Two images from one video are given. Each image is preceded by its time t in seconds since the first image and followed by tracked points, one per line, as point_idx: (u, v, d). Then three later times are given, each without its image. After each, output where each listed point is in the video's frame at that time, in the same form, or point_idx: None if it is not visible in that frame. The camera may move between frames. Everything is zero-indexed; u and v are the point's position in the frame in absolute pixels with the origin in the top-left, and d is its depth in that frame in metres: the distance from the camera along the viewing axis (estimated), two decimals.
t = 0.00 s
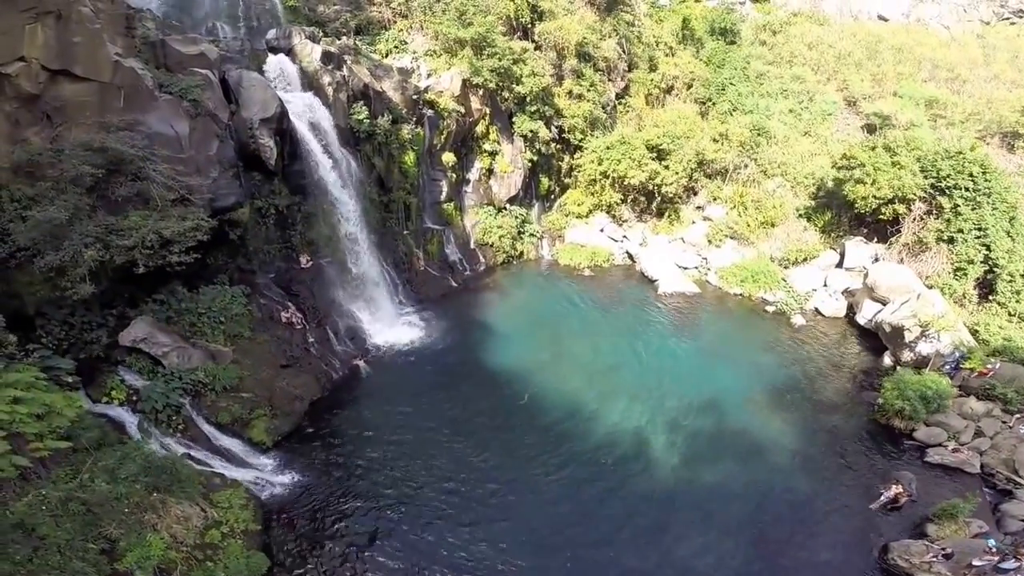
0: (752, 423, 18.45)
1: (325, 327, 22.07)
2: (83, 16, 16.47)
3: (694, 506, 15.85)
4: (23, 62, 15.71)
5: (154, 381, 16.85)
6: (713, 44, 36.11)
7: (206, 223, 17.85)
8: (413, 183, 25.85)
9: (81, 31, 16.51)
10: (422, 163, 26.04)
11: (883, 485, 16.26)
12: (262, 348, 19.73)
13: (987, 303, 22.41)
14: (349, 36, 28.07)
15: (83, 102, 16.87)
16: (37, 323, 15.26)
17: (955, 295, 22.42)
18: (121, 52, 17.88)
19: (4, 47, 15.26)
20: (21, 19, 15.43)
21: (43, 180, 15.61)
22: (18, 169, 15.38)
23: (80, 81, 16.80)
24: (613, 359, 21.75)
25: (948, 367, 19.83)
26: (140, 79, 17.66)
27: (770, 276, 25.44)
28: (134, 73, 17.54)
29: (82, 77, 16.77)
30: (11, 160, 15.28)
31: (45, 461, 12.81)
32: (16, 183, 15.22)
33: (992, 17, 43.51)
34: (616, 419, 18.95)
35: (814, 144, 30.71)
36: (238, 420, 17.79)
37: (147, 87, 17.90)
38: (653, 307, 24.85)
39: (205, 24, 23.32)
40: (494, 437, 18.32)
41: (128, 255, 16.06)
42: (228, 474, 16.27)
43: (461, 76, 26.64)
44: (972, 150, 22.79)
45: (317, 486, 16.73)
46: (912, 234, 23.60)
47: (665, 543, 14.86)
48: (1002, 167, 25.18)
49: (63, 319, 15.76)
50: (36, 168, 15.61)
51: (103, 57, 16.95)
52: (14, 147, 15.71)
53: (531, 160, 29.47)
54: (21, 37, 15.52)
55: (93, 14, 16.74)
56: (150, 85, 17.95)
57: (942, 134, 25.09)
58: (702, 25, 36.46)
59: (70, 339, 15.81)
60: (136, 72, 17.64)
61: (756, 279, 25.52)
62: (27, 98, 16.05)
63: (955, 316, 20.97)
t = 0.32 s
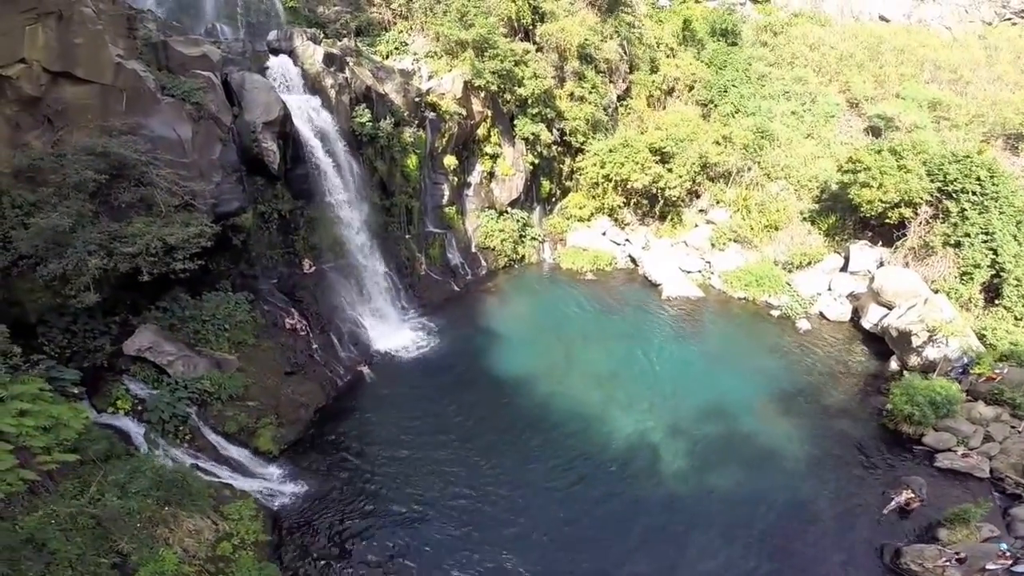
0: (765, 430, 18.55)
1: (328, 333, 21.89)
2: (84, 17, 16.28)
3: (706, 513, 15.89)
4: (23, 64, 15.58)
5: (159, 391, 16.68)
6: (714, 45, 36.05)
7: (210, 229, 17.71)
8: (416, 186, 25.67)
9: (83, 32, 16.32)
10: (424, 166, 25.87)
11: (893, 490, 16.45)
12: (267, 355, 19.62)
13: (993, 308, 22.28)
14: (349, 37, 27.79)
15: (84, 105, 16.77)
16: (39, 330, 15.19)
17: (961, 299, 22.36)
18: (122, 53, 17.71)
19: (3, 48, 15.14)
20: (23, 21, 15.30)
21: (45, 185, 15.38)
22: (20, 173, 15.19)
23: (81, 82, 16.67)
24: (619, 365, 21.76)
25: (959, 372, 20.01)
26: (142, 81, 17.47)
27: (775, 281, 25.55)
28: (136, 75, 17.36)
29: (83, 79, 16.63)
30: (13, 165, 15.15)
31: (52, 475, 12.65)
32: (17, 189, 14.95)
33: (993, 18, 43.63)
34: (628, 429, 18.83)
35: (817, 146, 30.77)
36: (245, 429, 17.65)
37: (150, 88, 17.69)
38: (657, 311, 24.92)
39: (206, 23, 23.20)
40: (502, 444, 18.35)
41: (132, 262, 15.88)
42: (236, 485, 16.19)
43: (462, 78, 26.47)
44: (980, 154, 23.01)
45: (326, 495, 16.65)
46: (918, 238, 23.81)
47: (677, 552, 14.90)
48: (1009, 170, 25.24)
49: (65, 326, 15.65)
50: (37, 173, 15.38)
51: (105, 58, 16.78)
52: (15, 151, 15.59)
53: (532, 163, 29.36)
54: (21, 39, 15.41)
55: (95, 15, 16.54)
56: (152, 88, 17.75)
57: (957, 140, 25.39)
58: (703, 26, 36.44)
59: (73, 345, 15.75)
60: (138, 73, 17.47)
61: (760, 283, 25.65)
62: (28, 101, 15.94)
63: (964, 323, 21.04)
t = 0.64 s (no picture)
0: (774, 433, 19.11)
1: (333, 340, 21.69)
2: (86, 19, 16.20)
3: (719, 519, 16.23)
4: (24, 68, 15.57)
5: (166, 401, 16.54)
6: (715, 45, 36.01)
7: (214, 236, 17.38)
8: (418, 189, 25.33)
9: (83, 35, 16.24)
10: (426, 168, 25.65)
11: (905, 492, 16.93)
12: (273, 363, 19.40)
13: (999, 309, 22.53)
14: (350, 39, 27.22)
15: (85, 109, 16.65)
16: (43, 339, 15.04)
17: (967, 301, 22.70)
18: (125, 56, 17.66)
19: (3, 52, 15.16)
20: (25, 23, 15.38)
21: (47, 192, 15.28)
22: (20, 179, 15.13)
23: (82, 86, 16.55)
24: (625, 371, 22.01)
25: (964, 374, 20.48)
26: (144, 84, 17.32)
27: (779, 283, 25.81)
28: (138, 78, 17.24)
29: (85, 83, 16.53)
30: (14, 171, 15.07)
31: (62, 489, 12.54)
32: (19, 196, 14.91)
33: (993, 17, 43.83)
34: (636, 433, 19.25)
35: (820, 148, 30.90)
36: (253, 439, 17.54)
37: (152, 92, 17.54)
38: (661, 313, 25.25)
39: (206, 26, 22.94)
40: (513, 451, 18.43)
41: (136, 271, 15.75)
42: (247, 496, 16.13)
43: (464, 80, 26.32)
44: (986, 155, 23.14)
45: (338, 505, 16.62)
46: (924, 240, 23.87)
47: (688, 560, 15.19)
48: (1013, 171, 25.42)
49: (67, 335, 15.46)
50: (39, 179, 15.28)
51: (107, 62, 16.64)
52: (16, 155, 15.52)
53: (533, 165, 29.39)
54: (22, 42, 15.41)
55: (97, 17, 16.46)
56: (154, 91, 17.61)
57: (962, 141, 25.64)
58: (703, 26, 36.44)
59: (78, 354, 15.57)
60: (140, 76, 17.37)
61: (765, 286, 25.91)
62: (28, 105, 15.87)
63: (971, 326, 21.55)
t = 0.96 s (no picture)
0: (782, 434, 19.33)
1: (338, 347, 21.54)
2: (86, 23, 16.07)
3: (732, 522, 16.31)
4: (24, 73, 15.46)
5: (174, 412, 16.37)
6: (713, 45, 36.06)
7: (218, 244, 17.14)
8: (421, 192, 25.22)
9: (84, 38, 16.11)
10: (428, 171, 25.52)
11: (918, 492, 17.12)
12: (279, 371, 19.30)
13: (1005, 308, 23.14)
14: (349, 40, 27.10)
15: (86, 114, 16.50)
16: (45, 349, 14.85)
17: (973, 300, 23.39)
18: (125, 60, 17.48)
19: (4, 56, 15.10)
20: (23, 27, 15.23)
21: (49, 200, 15.17)
22: (21, 188, 15.08)
23: (83, 91, 16.44)
24: (632, 374, 22.14)
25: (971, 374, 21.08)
26: (145, 88, 17.09)
27: (784, 284, 26.17)
28: (139, 83, 17.02)
29: (86, 87, 16.40)
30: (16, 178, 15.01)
31: (73, 504, 12.45)
32: (20, 206, 14.82)
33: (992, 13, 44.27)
34: (644, 434, 19.41)
35: (821, 147, 31.12)
36: (262, 449, 17.38)
37: (153, 96, 17.28)
38: (665, 315, 25.46)
39: (202, 26, 22.84)
40: (525, 458, 18.45)
41: (140, 280, 15.43)
42: (258, 508, 15.97)
43: (464, 82, 26.24)
44: (991, 154, 23.75)
45: (352, 515, 16.58)
46: (928, 239, 24.55)
47: (704, 564, 15.24)
48: (1016, 168, 25.75)
49: (68, 346, 15.19)
50: (40, 187, 15.18)
51: (107, 66, 16.50)
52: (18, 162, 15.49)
53: (535, 166, 29.36)
54: (22, 46, 15.32)
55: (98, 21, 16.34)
56: (156, 95, 17.35)
57: (964, 139, 26.04)
58: (702, 25, 36.59)
59: (81, 364, 15.33)
60: (141, 80, 17.09)
61: (769, 287, 26.27)
62: (29, 111, 15.79)
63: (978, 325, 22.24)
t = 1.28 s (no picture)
0: (786, 430, 19.39)
1: (337, 352, 21.21)
2: (75, 26, 15.62)
3: (740, 522, 16.26)
4: (9, 77, 15.07)
5: (172, 424, 15.83)
6: (707, 45, 36.49)
7: (213, 250, 16.64)
8: (417, 195, 24.98)
9: (73, 42, 15.64)
10: (425, 173, 25.28)
11: (920, 486, 17.25)
12: (277, 378, 18.91)
13: (995, 302, 23.58)
14: (343, 42, 26.83)
15: (75, 119, 16.06)
16: (35, 362, 14.26)
17: (964, 295, 23.77)
18: (114, 63, 17.01)
19: None
20: (10, 29, 14.85)
21: (36, 209, 14.45)
22: (7, 196, 14.28)
23: (71, 96, 15.97)
24: (634, 374, 22.14)
25: (968, 366, 21.23)
26: (136, 92, 16.63)
27: (781, 282, 26.51)
28: (129, 87, 16.55)
29: (74, 92, 15.94)
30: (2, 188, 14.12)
31: (72, 521, 11.97)
32: (7, 214, 14.03)
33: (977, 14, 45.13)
34: (650, 434, 19.35)
35: (815, 146, 31.46)
36: (263, 459, 16.84)
37: (144, 100, 16.82)
38: (664, 314, 25.53)
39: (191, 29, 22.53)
40: (531, 461, 18.29)
41: (134, 289, 14.99)
42: (260, 519, 15.51)
43: (461, 82, 25.92)
44: (979, 152, 24.22)
45: (357, 523, 16.25)
46: (920, 235, 25.01)
47: (715, 563, 15.21)
48: (1004, 166, 26.26)
49: (59, 355, 14.60)
50: (28, 195, 14.46)
51: (96, 70, 16.06)
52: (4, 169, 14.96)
53: (532, 168, 29.10)
54: (8, 49, 14.94)
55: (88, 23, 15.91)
56: (147, 99, 16.91)
57: (952, 137, 26.54)
58: (696, 26, 36.98)
59: (72, 376, 14.74)
60: (131, 84, 16.64)
61: (767, 284, 26.55)
62: (16, 117, 15.29)
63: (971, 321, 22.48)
